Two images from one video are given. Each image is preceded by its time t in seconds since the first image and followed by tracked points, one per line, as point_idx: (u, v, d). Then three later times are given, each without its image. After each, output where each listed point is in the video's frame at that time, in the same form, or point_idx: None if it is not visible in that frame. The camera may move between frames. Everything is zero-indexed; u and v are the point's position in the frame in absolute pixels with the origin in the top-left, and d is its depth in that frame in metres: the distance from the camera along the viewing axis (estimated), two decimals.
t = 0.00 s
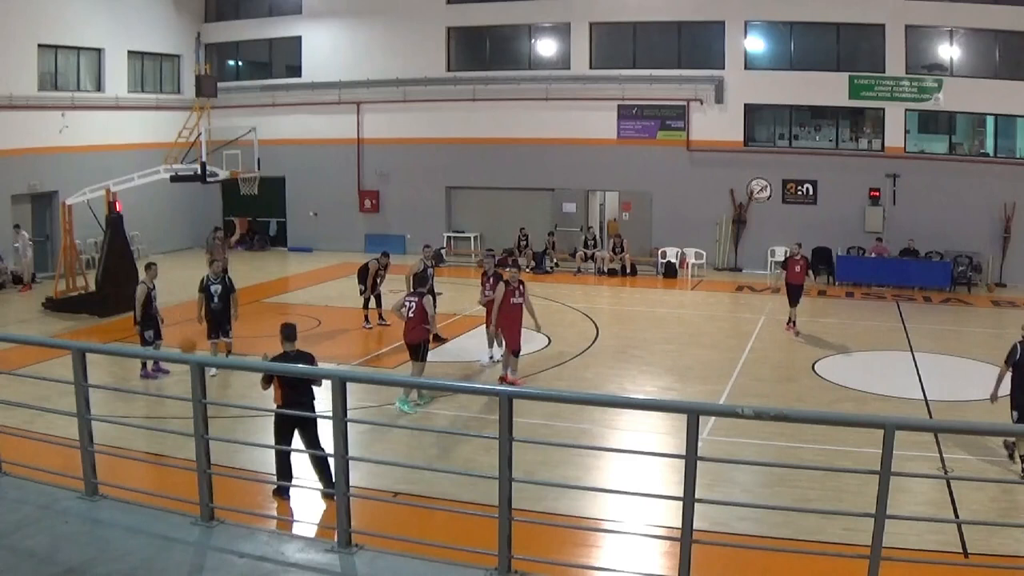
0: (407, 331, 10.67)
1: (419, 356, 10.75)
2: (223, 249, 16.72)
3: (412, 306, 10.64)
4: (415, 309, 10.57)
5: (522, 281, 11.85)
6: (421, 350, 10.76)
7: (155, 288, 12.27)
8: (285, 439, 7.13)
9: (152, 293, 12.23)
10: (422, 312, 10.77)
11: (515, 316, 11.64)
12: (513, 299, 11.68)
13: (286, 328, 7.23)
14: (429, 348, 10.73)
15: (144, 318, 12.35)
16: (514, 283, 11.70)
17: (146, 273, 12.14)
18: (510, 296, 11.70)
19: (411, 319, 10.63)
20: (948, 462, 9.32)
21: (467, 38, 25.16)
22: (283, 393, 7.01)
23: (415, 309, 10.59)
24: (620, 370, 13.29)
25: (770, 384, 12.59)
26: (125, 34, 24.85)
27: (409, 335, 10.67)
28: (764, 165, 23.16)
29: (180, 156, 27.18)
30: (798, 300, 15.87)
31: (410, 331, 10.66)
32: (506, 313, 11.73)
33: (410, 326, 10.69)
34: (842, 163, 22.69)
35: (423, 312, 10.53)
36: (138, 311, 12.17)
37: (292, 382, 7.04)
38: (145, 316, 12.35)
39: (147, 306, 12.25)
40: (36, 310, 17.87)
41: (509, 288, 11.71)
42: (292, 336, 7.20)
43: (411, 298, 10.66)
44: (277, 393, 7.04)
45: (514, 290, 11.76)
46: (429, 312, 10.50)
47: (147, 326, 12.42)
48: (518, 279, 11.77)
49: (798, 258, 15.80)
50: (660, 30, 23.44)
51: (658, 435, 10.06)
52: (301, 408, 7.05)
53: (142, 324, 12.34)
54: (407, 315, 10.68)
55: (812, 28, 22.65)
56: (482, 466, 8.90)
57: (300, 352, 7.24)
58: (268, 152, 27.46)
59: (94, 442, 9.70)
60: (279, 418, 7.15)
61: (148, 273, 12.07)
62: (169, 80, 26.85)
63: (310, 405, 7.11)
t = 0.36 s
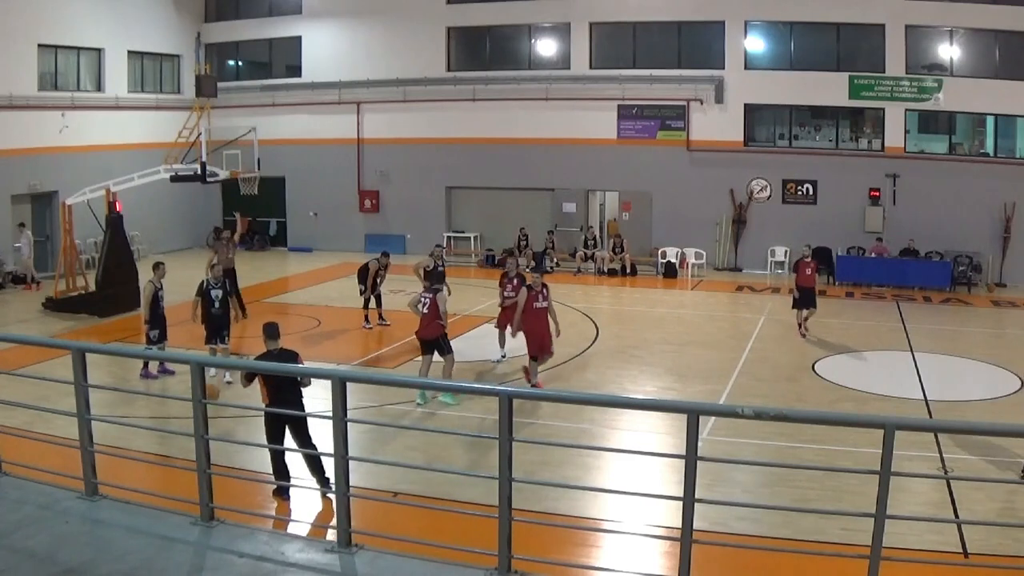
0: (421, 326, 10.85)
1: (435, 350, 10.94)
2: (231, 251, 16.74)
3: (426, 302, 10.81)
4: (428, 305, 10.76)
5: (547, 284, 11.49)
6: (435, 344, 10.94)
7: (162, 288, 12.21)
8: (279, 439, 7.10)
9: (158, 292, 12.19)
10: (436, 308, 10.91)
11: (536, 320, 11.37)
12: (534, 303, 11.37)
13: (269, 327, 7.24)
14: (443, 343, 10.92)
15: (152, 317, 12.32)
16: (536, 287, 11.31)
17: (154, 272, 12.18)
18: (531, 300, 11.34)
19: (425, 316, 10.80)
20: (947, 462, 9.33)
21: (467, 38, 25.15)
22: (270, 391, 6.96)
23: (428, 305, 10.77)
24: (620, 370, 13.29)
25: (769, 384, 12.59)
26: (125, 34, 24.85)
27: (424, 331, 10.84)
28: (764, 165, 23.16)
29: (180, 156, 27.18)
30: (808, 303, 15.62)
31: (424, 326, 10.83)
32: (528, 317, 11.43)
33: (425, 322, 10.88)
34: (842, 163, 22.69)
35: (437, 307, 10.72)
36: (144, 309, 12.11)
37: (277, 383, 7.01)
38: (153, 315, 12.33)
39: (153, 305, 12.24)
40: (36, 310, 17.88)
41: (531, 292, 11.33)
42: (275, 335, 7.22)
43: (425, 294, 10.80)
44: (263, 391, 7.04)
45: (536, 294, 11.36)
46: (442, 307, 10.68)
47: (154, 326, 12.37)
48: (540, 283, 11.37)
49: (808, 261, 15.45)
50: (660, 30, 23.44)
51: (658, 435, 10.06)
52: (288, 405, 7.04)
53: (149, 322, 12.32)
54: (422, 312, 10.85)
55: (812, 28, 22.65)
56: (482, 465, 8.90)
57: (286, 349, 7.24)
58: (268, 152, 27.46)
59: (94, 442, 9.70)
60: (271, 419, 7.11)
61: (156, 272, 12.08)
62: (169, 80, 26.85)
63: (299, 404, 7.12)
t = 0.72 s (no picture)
0: (446, 325, 11.05)
1: (460, 349, 11.12)
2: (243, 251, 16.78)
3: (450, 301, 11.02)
4: (453, 304, 10.97)
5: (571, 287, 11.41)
6: (460, 342, 11.10)
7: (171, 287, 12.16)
8: (278, 439, 7.10)
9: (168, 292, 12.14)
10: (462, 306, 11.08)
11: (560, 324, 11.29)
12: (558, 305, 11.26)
13: (259, 328, 7.25)
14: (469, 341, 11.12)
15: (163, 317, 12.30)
16: (560, 290, 11.26)
17: (162, 271, 12.16)
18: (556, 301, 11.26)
19: (449, 314, 10.99)
20: (948, 462, 9.33)
21: (467, 38, 25.15)
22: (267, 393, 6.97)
23: (453, 304, 10.98)
24: (620, 370, 13.28)
25: (769, 384, 12.59)
26: (125, 34, 24.85)
27: (448, 329, 11.05)
28: (764, 165, 23.16)
29: (180, 156, 27.16)
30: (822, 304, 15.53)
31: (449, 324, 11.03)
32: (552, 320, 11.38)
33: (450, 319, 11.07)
34: (842, 163, 22.69)
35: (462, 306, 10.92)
36: (155, 308, 12.14)
37: (274, 383, 7.01)
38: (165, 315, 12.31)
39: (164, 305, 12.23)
40: (36, 310, 17.88)
41: (556, 293, 11.27)
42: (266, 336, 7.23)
43: (450, 293, 11.03)
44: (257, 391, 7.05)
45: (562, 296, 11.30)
46: (468, 306, 10.89)
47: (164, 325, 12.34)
48: (565, 285, 11.31)
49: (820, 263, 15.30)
50: (660, 30, 23.43)
51: (658, 435, 10.06)
52: (283, 405, 7.03)
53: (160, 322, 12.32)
54: (447, 310, 11.05)
55: (812, 27, 22.64)
56: (482, 466, 8.90)
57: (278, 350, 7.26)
58: (268, 152, 27.45)
59: (94, 442, 9.70)
60: (269, 419, 7.10)
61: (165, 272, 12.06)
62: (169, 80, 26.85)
63: (295, 404, 7.12)
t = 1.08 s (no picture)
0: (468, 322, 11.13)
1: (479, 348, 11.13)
2: (253, 248, 16.68)
3: (473, 299, 11.17)
4: (476, 302, 11.11)
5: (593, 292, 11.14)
6: (479, 341, 11.15)
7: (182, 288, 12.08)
8: (278, 439, 7.10)
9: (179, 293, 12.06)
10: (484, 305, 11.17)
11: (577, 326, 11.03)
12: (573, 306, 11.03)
13: (260, 328, 7.26)
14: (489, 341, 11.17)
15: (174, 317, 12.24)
16: (577, 291, 11.00)
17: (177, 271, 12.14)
18: (571, 304, 11.04)
19: (471, 312, 11.12)
20: (948, 462, 9.33)
21: (467, 38, 25.16)
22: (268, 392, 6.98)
23: (475, 302, 11.12)
24: (619, 370, 13.28)
25: (769, 384, 12.59)
26: (125, 34, 24.84)
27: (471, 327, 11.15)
28: (764, 165, 23.16)
29: (180, 156, 27.15)
30: (830, 305, 15.49)
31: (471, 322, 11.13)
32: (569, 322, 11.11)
33: (472, 318, 11.18)
34: (842, 163, 22.69)
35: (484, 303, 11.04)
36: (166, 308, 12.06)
37: (274, 383, 7.02)
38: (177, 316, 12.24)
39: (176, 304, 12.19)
40: (36, 310, 17.87)
41: (573, 295, 11.04)
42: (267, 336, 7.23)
43: (472, 292, 11.20)
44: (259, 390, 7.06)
45: (578, 298, 11.06)
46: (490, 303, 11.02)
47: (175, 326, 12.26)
48: (583, 288, 11.03)
49: (827, 263, 15.24)
50: (660, 30, 23.43)
51: (658, 435, 10.06)
52: (282, 405, 7.03)
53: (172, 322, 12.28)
54: (469, 308, 11.17)
55: (812, 27, 22.64)
56: (482, 466, 8.90)
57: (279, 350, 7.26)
58: (268, 152, 27.44)
59: (94, 442, 9.70)
60: (270, 419, 7.10)
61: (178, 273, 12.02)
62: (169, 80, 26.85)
63: (295, 403, 7.12)
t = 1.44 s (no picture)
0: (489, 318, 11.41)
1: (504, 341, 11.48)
2: (260, 247, 16.78)
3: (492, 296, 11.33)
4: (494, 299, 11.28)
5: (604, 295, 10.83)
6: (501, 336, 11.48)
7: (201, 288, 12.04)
8: (279, 439, 7.10)
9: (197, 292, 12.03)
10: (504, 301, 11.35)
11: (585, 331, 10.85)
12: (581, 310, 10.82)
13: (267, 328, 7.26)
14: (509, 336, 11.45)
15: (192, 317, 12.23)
16: (584, 296, 10.74)
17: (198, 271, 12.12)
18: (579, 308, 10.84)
19: (491, 308, 11.35)
20: (948, 462, 9.32)
21: (467, 38, 25.16)
22: (272, 392, 6.98)
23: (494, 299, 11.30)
24: (619, 370, 13.28)
25: (770, 384, 12.59)
26: (125, 34, 24.84)
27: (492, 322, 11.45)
28: (764, 165, 23.15)
29: (180, 156, 27.15)
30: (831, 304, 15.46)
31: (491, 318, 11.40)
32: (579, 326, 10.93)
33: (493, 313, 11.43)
34: (842, 163, 22.69)
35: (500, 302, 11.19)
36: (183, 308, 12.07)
37: (276, 382, 7.02)
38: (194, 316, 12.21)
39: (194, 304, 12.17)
40: (36, 310, 17.87)
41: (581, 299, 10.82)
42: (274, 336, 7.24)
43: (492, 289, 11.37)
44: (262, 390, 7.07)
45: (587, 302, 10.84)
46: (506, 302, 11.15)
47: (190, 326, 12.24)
48: (591, 291, 10.76)
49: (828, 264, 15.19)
50: (660, 30, 23.43)
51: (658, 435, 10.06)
52: (283, 405, 7.03)
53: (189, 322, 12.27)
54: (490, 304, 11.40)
55: (812, 27, 22.64)
56: (482, 466, 8.90)
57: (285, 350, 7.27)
58: (268, 152, 27.44)
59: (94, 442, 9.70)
60: (271, 420, 7.11)
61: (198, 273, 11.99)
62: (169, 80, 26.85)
63: (297, 403, 7.12)
